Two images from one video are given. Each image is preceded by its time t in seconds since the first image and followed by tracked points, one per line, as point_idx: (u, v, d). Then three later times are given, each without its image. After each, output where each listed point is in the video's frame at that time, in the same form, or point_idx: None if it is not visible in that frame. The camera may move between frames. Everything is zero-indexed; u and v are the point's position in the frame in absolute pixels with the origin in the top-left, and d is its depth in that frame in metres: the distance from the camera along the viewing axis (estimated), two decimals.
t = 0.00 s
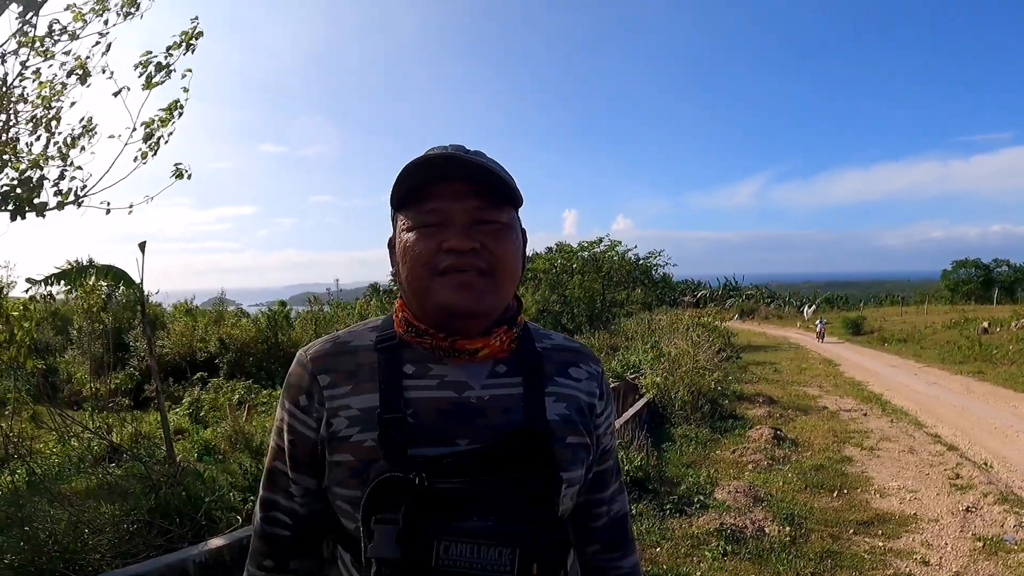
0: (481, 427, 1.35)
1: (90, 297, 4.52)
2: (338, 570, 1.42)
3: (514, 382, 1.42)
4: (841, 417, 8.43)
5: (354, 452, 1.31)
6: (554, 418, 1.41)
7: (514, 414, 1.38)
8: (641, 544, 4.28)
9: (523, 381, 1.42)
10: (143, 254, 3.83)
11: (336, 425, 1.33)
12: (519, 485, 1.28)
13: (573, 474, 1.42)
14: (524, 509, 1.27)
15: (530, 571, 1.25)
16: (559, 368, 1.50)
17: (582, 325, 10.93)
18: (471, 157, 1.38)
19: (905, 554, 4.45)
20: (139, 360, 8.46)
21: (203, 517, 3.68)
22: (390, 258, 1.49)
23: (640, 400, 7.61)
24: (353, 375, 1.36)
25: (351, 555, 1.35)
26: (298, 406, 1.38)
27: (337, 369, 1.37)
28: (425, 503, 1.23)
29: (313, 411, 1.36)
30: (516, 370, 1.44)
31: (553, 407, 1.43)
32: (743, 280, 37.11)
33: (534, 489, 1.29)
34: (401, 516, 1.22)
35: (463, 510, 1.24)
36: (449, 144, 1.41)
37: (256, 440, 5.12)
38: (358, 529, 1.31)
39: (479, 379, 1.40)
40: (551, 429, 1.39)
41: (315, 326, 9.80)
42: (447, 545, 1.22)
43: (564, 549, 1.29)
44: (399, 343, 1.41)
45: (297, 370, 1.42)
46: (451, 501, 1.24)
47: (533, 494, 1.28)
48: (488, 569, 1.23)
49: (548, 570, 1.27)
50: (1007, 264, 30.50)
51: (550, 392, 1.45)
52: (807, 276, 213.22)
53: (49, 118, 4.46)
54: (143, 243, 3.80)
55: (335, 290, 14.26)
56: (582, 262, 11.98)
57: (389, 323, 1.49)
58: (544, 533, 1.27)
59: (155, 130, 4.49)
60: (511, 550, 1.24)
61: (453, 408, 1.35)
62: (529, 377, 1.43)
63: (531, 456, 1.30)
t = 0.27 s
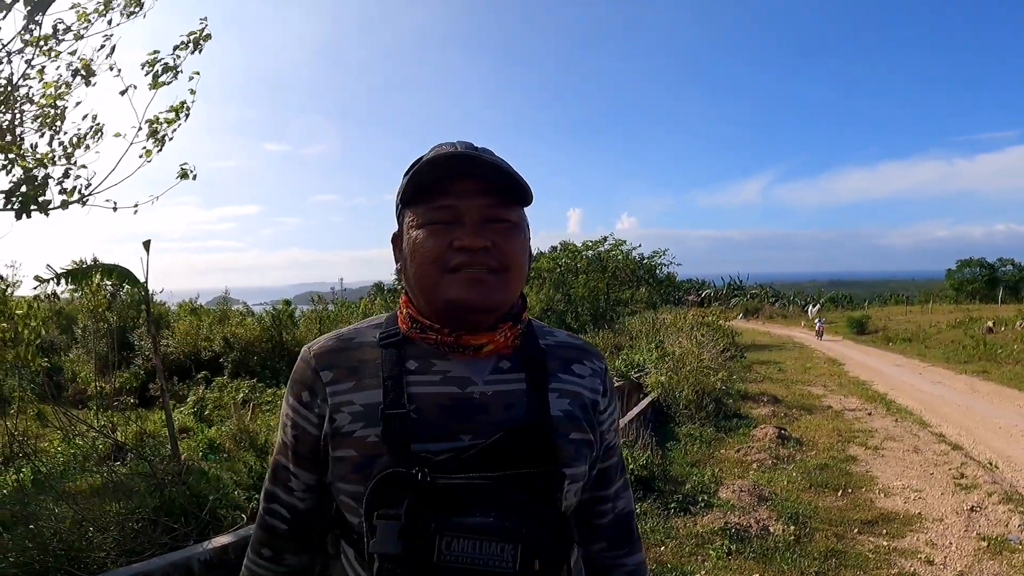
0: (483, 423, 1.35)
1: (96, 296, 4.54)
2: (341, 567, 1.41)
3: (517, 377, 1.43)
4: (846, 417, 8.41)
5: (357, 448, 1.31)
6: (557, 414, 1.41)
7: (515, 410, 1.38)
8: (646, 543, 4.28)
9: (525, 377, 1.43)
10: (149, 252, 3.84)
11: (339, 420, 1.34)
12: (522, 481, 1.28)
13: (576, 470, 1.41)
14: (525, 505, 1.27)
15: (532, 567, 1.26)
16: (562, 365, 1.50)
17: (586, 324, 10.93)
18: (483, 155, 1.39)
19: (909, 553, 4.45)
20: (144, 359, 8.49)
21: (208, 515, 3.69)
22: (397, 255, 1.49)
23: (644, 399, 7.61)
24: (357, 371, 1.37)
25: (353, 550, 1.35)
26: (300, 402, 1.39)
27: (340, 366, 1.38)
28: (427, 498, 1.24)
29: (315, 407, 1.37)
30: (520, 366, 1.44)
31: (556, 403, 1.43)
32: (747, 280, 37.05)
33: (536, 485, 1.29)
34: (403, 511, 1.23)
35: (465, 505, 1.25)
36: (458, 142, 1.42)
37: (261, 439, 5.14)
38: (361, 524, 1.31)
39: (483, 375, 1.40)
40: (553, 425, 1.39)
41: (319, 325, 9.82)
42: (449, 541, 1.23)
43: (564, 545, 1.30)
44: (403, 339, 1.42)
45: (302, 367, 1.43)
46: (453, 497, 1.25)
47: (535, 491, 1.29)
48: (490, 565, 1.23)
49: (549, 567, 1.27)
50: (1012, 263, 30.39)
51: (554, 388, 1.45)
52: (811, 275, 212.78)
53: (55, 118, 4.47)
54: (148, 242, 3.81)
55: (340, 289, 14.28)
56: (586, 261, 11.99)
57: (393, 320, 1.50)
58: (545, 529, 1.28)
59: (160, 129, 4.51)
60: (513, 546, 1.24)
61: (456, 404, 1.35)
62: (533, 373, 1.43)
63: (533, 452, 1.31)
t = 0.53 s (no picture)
0: (484, 426, 1.36)
1: (102, 300, 4.57)
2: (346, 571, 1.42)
3: (516, 382, 1.44)
4: (851, 422, 8.40)
5: (359, 453, 1.33)
6: (556, 417, 1.42)
7: (515, 413, 1.40)
8: (650, 548, 4.28)
9: (524, 381, 1.44)
10: (155, 256, 3.87)
11: (340, 427, 1.35)
12: (524, 484, 1.28)
13: (576, 472, 1.42)
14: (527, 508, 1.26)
15: (537, 569, 1.24)
16: (560, 367, 1.51)
17: (591, 329, 10.93)
18: (479, 160, 1.40)
19: (914, 559, 4.44)
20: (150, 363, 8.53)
21: (212, 518, 3.69)
22: (395, 261, 1.50)
23: (648, 404, 7.61)
24: (357, 379, 1.39)
25: (357, 554, 1.35)
26: (302, 409, 1.41)
27: (341, 373, 1.39)
28: (429, 501, 1.24)
29: (316, 413, 1.39)
30: (519, 370, 1.45)
31: (555, 406, 1.44)
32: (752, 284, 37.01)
33: (537, 486, 1.28)
34: (406, 514, 1.23)
35: (467, 509, 1.24)
36: (454, 147, 1.42)
37: (267, 443, 5.15)
38: (365, 528, 1.31)
39: (483, 380, 1.42)
40: (552, 427, 1.40)
41: (324, 329, 9.84)
42: (452, 543, 1.22)
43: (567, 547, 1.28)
44: (403, 346, 1.44)
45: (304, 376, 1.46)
46: (455, 499, 1.24)
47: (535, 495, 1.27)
48: (494, 567, 1.22)
49: (552, 569, 1.25)
50: (1018, 268, 30.29)
51: (553, 391, 1.46)
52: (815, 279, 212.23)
53: (61, 122, 4.51)
54: (154, 245, 3.84)
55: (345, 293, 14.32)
56: (591, 266, 12.00)
57: (392, 327, 1.51)
58: (549, 530, 1.26)
59: (166, 133, 4.54)
60: (516, 548, 1.22)
61: (456, 409, 1.37)
62: (532, 376, 1.44)
63: (532, 456, 1.31)
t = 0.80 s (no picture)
0: (484, 422, 1.37)
1: (101, 301, 4.58)
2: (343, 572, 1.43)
3: (512, 379, 1.44)
4: (851, 423, 8.40)
5: (361, 451, 1.34)
6: (552, 413, 1.43)
7: (513, 409, 1.40)
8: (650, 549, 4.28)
9: (520, 378, 1.45)
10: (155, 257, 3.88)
11: (341, 426, 1.36)
12: (526, 476, 1.29)
13: (574, 466, 1.43)
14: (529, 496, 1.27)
15: (542, 558, 1.26)
16: (552, 365, 1.51)
17: (592, 330, 10.93)
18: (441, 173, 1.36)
19: (915, 560, 4.45)
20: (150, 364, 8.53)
21: (212, 519, 3.67)
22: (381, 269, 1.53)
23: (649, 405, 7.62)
24: (356, 379, 1.39)
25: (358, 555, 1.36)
26: (299, 406, 1.39)
27: (338, 374, 1.40)
28: (435, 494, 1.24)
29: (315, 412, 1.39)
30: (514, 368, 1.46)
31: (550, 402, 1.45)
32: (753, 285, 37.02)
33: (538, 476, 1.30)
34: (414, 506, 1.22)
35: (471, 499, 1.25)
36: (421, 158, 1.39)
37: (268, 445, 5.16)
38: (367, 526, 1.32)
39: (479, 378, 1.42)
40: (549, 423, 1.41)
41: (324, 330, 9.85)
42: (461, 533, 1.21)
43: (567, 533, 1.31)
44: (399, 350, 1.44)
45: (300, 377, 1.44)
46: (461, 492, 1.25)
47: (537, 484, 1.29)
48: (502, 556, 1.22)
49: (555, 558, 1.28)
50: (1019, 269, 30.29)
51: (547, 387, 1.47)
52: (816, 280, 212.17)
53: (61, 122, 4.52)
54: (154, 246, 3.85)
55: (346, 295, 14.34)
56: (592, 268, 12.00)
57: (387, 331, 1.52)
58: (550, 518, 1.29)
59: (167, 134, 4.55)
60: (523, 536, 1.24)
61: (455, 406, 1.37)
62: (526, 374, 1.45)
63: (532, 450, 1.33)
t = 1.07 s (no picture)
0: (483, 418, 1.38)
1: (102, 299, 4.57)
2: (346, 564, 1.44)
3: (511, 376, 1.45)
4: (852, 422, 8.39)
5: (362, 445, 1.34)
6: (550, 408, 1.43)
7: (512, 405, 1.40)
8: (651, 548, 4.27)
9: (518, 374, 1.45)
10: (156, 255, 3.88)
11: (342, 419, 1.35)
12: (525, 465, 1.27)
13: (574, 460, 1.43)
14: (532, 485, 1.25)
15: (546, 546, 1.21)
16: (550, 360, 1.51)
17: (593, 329, 10.93)
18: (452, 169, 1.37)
19: (916, 559, 4.44)
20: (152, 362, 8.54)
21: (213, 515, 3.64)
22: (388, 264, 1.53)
23: (650, 404, 7.61)
24: (358, 373, 1.39)
25: (361, 550, 1.36)
26: (297, 392, 1.37)
27: (341, 366, 1.40)
28: (436, 484, 1.22)
29: (313, 399, 1.37)
30: (513, 364, 1.46)
31: (548, 397, 1.44)
32: (754, 284, 36.99)
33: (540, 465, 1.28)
34: (416, 496, 1.19)
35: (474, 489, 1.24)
36: (433, 154, 1.40)
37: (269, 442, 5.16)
38: (367, 520, 1.33)
39: (479, 374, 1.43)
40: (547, 418, 1.41)
41: (326, 328, 9.85)
42: (463, 522, 1.18)
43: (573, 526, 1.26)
44: (400, 345, 1.45)
45: (300, 369, 1.42)
46: (461, 484, 1.23)
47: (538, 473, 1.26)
48: (505, 544, 1.19)
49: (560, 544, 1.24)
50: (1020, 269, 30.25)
51: (545, 382, 1.46)
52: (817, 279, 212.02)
53: (62, 120, 4.52)
54: (156, 244, 3.85)
55: (347, 293, 14.34)
56: (593, 267, 12.00)
57: (389, 327, 1.52)
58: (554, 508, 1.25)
59: (168, 132, 4.54)
60: (526, 523, 1.20)
61: (455, 401, 1.38)
62: (525, 369, 1.45)
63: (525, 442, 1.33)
